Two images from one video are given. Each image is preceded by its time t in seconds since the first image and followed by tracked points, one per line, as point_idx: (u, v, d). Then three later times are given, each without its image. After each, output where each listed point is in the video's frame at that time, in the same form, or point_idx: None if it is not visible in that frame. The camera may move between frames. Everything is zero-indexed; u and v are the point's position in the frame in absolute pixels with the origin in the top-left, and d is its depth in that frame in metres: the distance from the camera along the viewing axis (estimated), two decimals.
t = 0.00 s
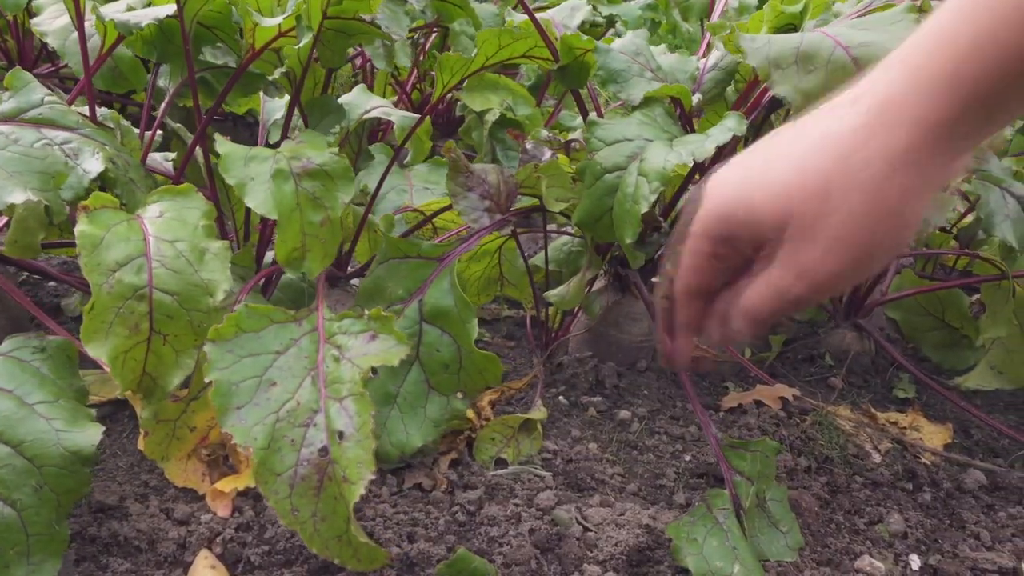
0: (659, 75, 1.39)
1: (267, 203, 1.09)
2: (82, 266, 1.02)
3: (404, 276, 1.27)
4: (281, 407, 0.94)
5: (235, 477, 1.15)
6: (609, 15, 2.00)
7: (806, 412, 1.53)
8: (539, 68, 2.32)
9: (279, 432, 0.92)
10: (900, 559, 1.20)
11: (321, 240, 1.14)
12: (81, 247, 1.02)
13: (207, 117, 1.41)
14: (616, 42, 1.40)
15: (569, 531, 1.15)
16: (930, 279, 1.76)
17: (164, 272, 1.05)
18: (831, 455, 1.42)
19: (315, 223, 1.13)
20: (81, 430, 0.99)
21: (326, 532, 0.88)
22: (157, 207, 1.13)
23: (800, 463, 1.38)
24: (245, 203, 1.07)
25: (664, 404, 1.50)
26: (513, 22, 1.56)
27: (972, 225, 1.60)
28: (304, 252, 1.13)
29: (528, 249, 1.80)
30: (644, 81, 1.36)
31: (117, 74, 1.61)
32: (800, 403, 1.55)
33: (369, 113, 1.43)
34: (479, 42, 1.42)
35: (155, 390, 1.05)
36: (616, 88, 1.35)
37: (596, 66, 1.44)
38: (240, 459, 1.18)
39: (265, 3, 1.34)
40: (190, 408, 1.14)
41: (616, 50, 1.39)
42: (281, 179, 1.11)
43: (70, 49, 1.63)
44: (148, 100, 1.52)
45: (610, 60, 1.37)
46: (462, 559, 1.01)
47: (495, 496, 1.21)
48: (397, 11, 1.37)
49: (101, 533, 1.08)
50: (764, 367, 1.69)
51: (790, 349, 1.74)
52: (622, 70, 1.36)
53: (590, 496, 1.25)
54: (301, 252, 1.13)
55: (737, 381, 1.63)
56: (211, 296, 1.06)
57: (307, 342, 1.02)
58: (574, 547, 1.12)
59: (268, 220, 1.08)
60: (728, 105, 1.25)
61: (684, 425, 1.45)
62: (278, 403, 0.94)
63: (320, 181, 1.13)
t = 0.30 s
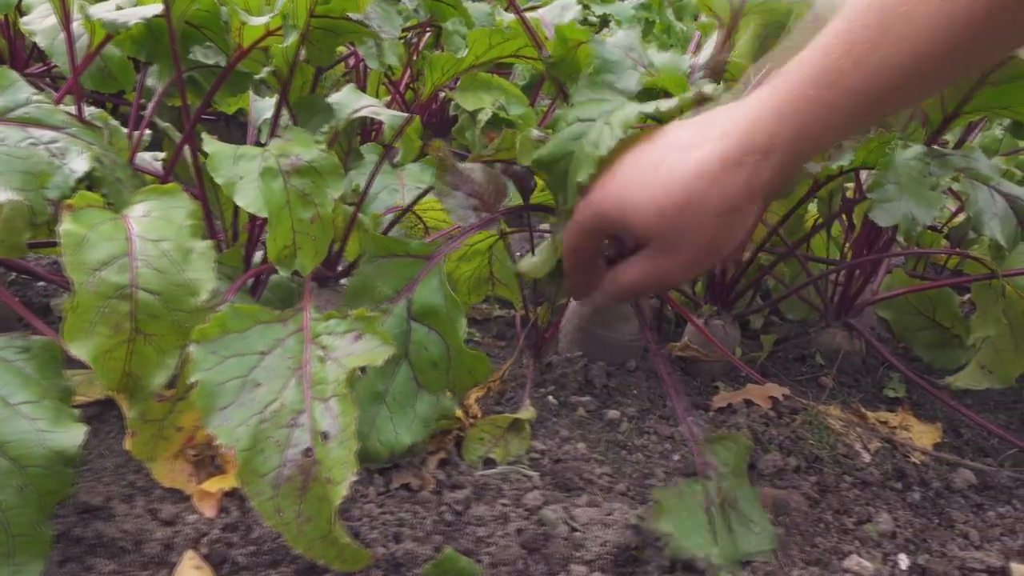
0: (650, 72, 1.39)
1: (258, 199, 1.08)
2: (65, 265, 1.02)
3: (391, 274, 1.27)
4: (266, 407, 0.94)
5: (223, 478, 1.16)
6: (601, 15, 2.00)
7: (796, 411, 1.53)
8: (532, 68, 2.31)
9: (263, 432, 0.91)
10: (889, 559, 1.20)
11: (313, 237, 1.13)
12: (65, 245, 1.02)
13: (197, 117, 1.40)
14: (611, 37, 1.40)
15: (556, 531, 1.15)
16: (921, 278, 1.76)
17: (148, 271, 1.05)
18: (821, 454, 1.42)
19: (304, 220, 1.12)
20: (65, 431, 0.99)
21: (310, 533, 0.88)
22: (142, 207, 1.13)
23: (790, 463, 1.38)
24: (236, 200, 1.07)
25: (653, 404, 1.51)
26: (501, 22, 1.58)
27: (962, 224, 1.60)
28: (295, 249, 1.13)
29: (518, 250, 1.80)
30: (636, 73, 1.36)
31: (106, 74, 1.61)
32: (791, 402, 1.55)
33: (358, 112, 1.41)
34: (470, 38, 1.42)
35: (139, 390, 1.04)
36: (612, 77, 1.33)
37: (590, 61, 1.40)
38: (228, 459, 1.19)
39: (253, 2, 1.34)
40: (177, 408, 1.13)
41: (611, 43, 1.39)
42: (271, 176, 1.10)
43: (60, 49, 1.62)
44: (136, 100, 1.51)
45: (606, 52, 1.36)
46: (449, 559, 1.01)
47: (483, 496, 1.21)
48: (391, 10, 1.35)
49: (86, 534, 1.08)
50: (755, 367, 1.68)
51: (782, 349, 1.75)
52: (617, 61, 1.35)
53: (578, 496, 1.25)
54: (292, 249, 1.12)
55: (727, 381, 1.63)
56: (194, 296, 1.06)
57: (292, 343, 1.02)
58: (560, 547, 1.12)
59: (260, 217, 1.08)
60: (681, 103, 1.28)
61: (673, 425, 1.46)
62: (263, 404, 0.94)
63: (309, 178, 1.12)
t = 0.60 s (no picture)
0: (636, 74, 1.40)
1: (237, 200, 1.08)
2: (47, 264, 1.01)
3: (349, 266, 1.29)
4: (247, 406, 0.94)
5: (207, 479, 1.15)
6: (591, 14, 1.99)
7: (785, 410, 1.53)
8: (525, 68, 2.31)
9: (244, 431, 0.91)
10: (876, 558, 1.20)
11: (293, 238, 1.13)
12: (48, 247, 1.01)
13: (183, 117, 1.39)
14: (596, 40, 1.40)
15: (543, 530, 1.15)
16: (911, 277, 1.76)
17: (131, 273, 1.04)
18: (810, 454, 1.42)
19: (286, 221, 1.12)
20: (46, 431, 0.99)
21: (291, 531, 0.88)
22: (126, 208, 1.12)
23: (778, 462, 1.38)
24: (215, 200, 1.07)
25: (642, 404, 1.51)
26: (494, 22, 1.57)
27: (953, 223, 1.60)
28: (274, 251, 1.13)
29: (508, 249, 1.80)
30: (620, 78, 1.36)
31: (98, 72, 1.59)
32: (780, 402, 1.55)
33: (345, 112, 1.40)
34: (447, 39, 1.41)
35: (124, 392, 1.04)
36: (592, 86, 1.36)
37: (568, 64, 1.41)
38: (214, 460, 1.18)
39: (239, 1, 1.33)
40: (162, 408, 1.14)
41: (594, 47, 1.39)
42: (252, 176, 1.10)
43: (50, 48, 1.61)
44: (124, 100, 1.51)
45: (587, 58, 1.38)
46: (433, 558, 1.01)
47: (469, 495, 1.21)
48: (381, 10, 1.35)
49: (70, 535, 1.07)
50: (745, 367, 1.68)
51: (772, 348, 1.75)
52: (598, 68, 1.37)
53: (565, 495, 1.24)
54: (272, 251, 1.13)
55: (717, 380, 1.63)
56: (179, 298, 1.05)
57: (275, 341, 1.02)
58: (547, 547, 1.11)
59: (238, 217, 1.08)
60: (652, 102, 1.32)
61: (662, 424, 1.46)
62: (244, 403, 0.94)
63: (291, 179, 1.12)
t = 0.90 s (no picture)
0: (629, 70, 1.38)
1: (228, 200, 1.07)
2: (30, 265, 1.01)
3: (333, 263, 1.30)
4: (229, 408, 0.93)
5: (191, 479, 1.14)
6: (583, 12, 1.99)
7: (774, 411, 1.53)
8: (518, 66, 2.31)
9: (226, 433, 0.91)
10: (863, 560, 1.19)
11: (285, 236, 1.13)
12: (30, 245, 1.01)
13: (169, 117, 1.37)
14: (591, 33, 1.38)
15: (529, 532, 1.14)
16: (902, 277, 1.76)
17: (114, 269, 1.04)
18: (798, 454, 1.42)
19: (276, 219, 1.12)
20: (28, 432, 0.98)
21: (273, 534, 0.88)
22: (110, 206, 1.11)
23: (766, 463, 1.38)
24: (207, 200, 1.06)
25: (632, 404, 1.51)
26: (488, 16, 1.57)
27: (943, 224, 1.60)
28: (266, 249, 1.13)
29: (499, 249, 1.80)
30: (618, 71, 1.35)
31: (86, 73, 1.59)
32: (769, 402, 1.55)
33: (336, 111, 1.40)
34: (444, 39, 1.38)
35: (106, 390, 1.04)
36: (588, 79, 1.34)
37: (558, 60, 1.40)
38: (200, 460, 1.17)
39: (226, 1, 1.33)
40: (147, 408, 1.13)
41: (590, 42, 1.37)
42: (242, 175, 1.09)
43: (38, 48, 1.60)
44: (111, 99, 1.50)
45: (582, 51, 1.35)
46: (419, 560, 1.00)
47: (455, 496, 1.21)
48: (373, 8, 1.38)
49: (53, 536, 1.07)
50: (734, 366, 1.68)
51: (762, 348, 1.76)
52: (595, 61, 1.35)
53: (553, 496, 1.24)
54: (263, 249, 1.12)
55: (707, 380, 1.63)
56: (163, 295, 1.05)
57: (258, 343, 1.01)
58: (533, 548, 1.11)
59: (230, 217, 1.07)
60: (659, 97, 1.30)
61: (651, 424, 1.45)
62: (226, 405, 0.94)
63: (280, 177, 1.12)
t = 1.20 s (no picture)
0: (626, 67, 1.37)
1: (205, 200, 1.07)
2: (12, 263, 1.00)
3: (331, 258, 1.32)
4: (212, 408, 0.93)
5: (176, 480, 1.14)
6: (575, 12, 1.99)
7: (763, 410, 1.52)
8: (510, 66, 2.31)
9: (208, 433, 0.91)
10: (849, 559, 1.20)
11: (262, 238, 1.12)
12: (13, 244, 1.00)
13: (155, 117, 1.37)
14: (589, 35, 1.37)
15: (515, 531, 1.14)
16: (893, 276, 1.76)
17: (98, 270, 1.03)
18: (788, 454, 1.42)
19: (255, 221, 1.11)
20: (9, 432, 0.98)
21: (256, 534, 0.88)
22: (95, 206, 1.10)
23: (754, 462, 1.38)
24: (182, 200, 1.06)
25: (622, 404, 1.51)
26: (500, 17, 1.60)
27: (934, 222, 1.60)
28: (244, 251, 1.12)
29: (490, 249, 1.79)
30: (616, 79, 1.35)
31: (76, 72, 1.58)
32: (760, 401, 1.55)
33: (322, 111, 1.40)
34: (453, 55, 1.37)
35: (91, 390, 1.03)
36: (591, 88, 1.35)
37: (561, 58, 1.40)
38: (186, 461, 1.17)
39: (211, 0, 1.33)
40: (133, 408, 1.13)
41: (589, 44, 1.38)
42: (220, 176, 1.09)
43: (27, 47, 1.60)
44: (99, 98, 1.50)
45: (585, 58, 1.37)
46: (403, 560, 1.00)
47: (441, 496, 1.20)
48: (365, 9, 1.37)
49: (36, 537, 1.07)
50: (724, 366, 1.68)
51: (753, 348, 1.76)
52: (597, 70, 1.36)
53: (540, 496, 1.24)
54: (241, 251, 1.12)
55: (697, 380, 1.63)
56: (148, 295, 1.04)
57: (241, 342, 1.01)
58: (518, 548, 1.11)
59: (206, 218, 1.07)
60: (650, 107, 1.33)
61: (640, 424, 1.45)
62: (208, 404, 0.93)
63: (260, 178, 1.11)
